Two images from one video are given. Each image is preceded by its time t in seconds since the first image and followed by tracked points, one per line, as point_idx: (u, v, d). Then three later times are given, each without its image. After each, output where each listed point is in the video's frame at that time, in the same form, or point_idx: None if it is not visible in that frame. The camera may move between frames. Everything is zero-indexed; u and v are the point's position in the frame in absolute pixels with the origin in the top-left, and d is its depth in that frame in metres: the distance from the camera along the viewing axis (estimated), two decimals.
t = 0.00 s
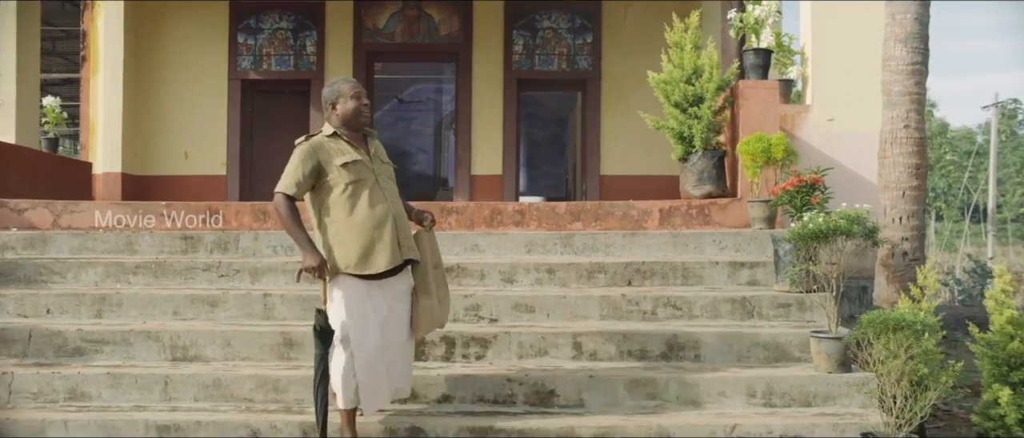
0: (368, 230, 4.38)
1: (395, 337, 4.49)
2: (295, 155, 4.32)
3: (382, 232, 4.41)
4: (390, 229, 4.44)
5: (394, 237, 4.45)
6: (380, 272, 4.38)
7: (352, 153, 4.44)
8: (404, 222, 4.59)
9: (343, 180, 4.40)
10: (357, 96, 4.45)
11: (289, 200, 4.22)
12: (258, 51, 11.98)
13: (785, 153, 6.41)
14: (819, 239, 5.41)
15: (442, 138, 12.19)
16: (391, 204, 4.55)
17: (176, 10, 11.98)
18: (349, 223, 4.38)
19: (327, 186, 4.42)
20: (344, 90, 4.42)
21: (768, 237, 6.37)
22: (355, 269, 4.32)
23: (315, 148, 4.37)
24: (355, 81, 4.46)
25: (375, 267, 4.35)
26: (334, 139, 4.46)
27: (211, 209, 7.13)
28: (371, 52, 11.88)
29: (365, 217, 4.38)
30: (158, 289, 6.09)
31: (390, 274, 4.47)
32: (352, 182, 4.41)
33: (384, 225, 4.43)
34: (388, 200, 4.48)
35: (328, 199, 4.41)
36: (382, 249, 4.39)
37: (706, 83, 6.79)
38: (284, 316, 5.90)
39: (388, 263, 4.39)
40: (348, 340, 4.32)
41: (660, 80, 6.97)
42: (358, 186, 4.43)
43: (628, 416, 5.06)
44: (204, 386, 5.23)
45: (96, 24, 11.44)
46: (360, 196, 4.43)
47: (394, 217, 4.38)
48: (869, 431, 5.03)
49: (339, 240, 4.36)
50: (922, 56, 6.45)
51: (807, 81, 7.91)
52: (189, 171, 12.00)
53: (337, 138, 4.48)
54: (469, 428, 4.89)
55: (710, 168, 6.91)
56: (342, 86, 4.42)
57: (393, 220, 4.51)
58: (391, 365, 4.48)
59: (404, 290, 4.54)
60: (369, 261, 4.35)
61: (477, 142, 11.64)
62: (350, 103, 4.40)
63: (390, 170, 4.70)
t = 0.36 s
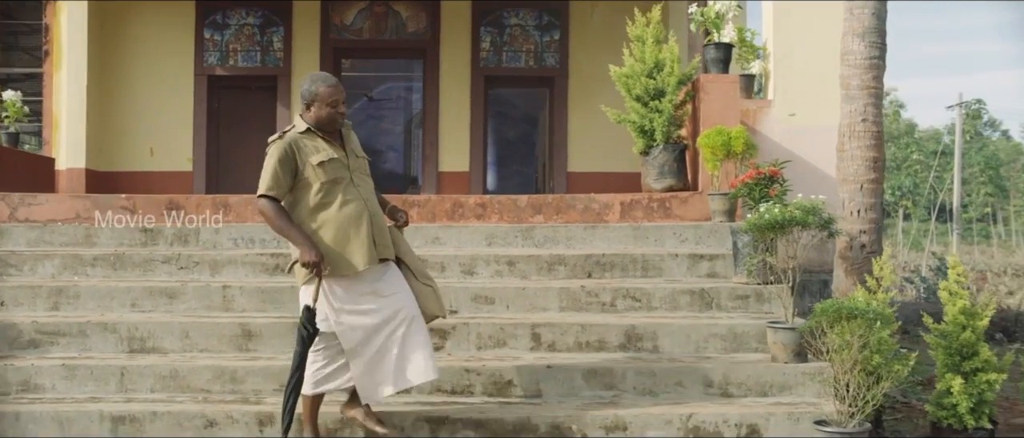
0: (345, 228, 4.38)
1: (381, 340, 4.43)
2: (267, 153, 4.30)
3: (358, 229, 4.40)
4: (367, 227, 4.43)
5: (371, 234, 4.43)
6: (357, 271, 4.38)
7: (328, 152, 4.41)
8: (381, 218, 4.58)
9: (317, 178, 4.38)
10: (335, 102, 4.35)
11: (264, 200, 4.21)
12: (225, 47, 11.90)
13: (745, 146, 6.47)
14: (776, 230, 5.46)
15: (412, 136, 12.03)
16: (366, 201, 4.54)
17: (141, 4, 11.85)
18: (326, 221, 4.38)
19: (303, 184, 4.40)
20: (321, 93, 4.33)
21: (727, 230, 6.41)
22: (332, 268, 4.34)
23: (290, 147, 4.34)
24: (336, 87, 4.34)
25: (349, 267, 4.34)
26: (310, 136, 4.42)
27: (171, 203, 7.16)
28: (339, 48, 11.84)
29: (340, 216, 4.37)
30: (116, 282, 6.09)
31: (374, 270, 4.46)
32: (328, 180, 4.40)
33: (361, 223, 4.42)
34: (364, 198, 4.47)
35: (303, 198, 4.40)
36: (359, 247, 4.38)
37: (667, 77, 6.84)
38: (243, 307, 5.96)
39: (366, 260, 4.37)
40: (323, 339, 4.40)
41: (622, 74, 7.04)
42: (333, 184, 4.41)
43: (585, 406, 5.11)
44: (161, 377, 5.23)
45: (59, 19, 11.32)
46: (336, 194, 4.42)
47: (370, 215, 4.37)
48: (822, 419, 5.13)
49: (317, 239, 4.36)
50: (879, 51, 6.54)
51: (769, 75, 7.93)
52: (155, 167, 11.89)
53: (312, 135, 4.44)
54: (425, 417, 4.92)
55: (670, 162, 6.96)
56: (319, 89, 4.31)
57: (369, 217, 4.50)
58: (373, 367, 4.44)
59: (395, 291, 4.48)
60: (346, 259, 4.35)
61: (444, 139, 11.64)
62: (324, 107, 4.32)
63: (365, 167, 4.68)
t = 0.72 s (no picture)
0: (339, 227, 4.37)
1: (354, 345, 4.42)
2: (280, 135, 4.30)
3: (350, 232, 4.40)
4: (361, 231, 4.43)
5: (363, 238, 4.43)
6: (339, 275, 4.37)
7: (338, 147, 4.42)
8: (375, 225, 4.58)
9: (322, 171, 4.38)
10: (359, 103, 4.38)
11: (268, 184, 4.20)
12: (188, 41, 11.80)
13: (701, 138, 6.51)
14: (728, 219, 5.50)
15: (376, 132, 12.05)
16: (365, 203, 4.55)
17: None
18: (322, 216, 4.37)
19: (306, 172, 4.39)
20: (349, 89, 4.36)
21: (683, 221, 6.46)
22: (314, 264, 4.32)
23: (303, 133, 4.35)
24: (365, 88, 4.38)
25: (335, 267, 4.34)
26: (325, 127, 4.44)
27: (127, 194, 7.12)
28: (303, 43, 11.77)
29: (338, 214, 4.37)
30: (69, 272, 6.11)
31: (356, 276, 4.44)
32: (333, 174, 4.40)
33: (355, 225, 4.41)
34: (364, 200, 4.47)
35: (304, 187, 4.39)
36: (349, 250, 4.38)
37: (625, 69, 6.88)
38: (198, 297, 5.99)
39: (351, 265, 4.36)
40: (291, 335, 4.36)
41: (580, 67, 7.07)
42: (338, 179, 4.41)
43: (538, 394, 5.16)
44: (111, 367, 5.20)
45: (16, 12, 11.09)
46: (337, 190, 4.42)
47: (366, 220, 4.36)
48: (772, 406, 5.18)
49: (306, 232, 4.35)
50: (834, 44, 6.61)
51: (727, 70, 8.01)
52: (116, 163, 11.75)
53: (329, 127, 4.45)
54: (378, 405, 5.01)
55: (627, 154, 7.00)
56: (349, 85, 4.35)
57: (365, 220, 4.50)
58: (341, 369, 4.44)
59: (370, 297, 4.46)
60: (333, 259, 4.35)
61: (407, 135, 11.61)
62: (347, 103, 4.36)
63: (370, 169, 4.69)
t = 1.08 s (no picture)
0: (346, 210, 4.46)
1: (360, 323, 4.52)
2: (296, 112, 4.33)
3: (354, 219, 4.49)
4: (364, 217, 4.52)
5: (366, 226, 4.53)
6: (348, 260, 4.45)
7: (349, 132, 4.50)
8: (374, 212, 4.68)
9: (332, 154, 4.44)
10: (376, 90, 4.47)
11: (283, 160, 4.21)
12: (143, 35, 11.58)
13: (652, 130, 6.56)
14: (672, 209, 5.63)
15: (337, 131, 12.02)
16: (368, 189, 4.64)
17: None
18: (328, 199, 4.43)
19: (316, 154, 4.44)
20: (367, 76, 4.44)
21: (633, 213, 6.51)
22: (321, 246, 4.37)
23: (317, 116, 4.40)
24: (383, 77, 4.47)
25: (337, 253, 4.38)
26: (337, 111, 4.50)
27: (75, 185, 7.06)
28: (260, 38, 11.65)
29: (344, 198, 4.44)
30: (14, 264, 6.08)
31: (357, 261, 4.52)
32: (344, 159, 4.47)
33: (359, 212, 4.50)
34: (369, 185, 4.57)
35: (311, 168, 4.43)
36: (354, 236, 4.46)
37: (577, 61, 6.93)
38: (146, 288, 5.99)
39: (357, 251, 4.46)
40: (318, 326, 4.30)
41: (531, 60, 7.08)
42: (346, 164, 4.49)
43: (484, 382, 5.21)
44: (56, 358, 5.32)
45: None
46: (344, 175, 4.50)
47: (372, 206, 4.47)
48: (716, 393, 5.22)
49: (311, 213, 4.39)
50: (783, 37, 6.67)
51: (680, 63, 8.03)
52: (69, 157, 11.53)
53: (342, 112, 4.52)
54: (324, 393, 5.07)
55: (579, 146, 7.06)
56: (368, 73, 4.43)
57: (367, 208, 4.60)
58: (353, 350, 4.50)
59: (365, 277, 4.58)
60: (339, 243, 4.41)
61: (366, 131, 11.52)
62: (364, 90, 4.45)
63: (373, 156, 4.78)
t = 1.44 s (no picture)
0: (349, 222, 4.34)
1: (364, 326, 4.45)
2: (281, 131, 4.15)
3: (358, 228, 4.40)
4: (366, 225, 4.43)
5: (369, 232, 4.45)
6: (355, 269, 4.37)
7: (335, 140, 4.36)
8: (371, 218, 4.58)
9: (326, 166, 4.31)
10: (345, 85, 4.30)
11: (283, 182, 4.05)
12: (98, 30, 11.39)
13: (601, 123, 6.61)
14: (619, 198, 5.70)
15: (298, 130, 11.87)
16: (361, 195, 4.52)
17: None
18: (330, 214, 4.30)
19: (309, 170, 4.28)
20: (334, 73, 4.27)
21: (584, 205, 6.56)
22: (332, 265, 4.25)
23: (301, 130, 4.24)
24: (349, 70, 4.30)
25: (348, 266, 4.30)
26: (315, 119, 4.34)
27: (21, 177, 6.96)
28: (217, 33, 11.51)
29: (346, 209, 4.33)
30: None
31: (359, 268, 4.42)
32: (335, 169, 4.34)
33: (361, 221, 4.41)
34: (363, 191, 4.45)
35: (308, 186, 4.28)
36: (360, 245, 4.39)
37: (528, 54, 7.03)
38: (92, 279, 5.95)
39: (365, 257, 4.39)
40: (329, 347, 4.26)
41: (483, 52, 7.17)
42: (338, 172, 4.35)
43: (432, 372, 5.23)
44: None
45: None
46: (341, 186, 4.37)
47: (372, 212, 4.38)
48: (661, 381, 5.23)
49: (317, 232, 4.26)
50: (732, 31, 6.74)
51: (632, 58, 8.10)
52: (21, 153, 11.31)
53: (319, 120, 4.36)
54: (268, 383, 5.06)
55: (530, 138, 7.19)
56: (334, 70, 4.26)
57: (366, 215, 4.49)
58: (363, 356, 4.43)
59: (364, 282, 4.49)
60: (347, 257, 4.31)
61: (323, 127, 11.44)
62: (335, 88, 4.26)
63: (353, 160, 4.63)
